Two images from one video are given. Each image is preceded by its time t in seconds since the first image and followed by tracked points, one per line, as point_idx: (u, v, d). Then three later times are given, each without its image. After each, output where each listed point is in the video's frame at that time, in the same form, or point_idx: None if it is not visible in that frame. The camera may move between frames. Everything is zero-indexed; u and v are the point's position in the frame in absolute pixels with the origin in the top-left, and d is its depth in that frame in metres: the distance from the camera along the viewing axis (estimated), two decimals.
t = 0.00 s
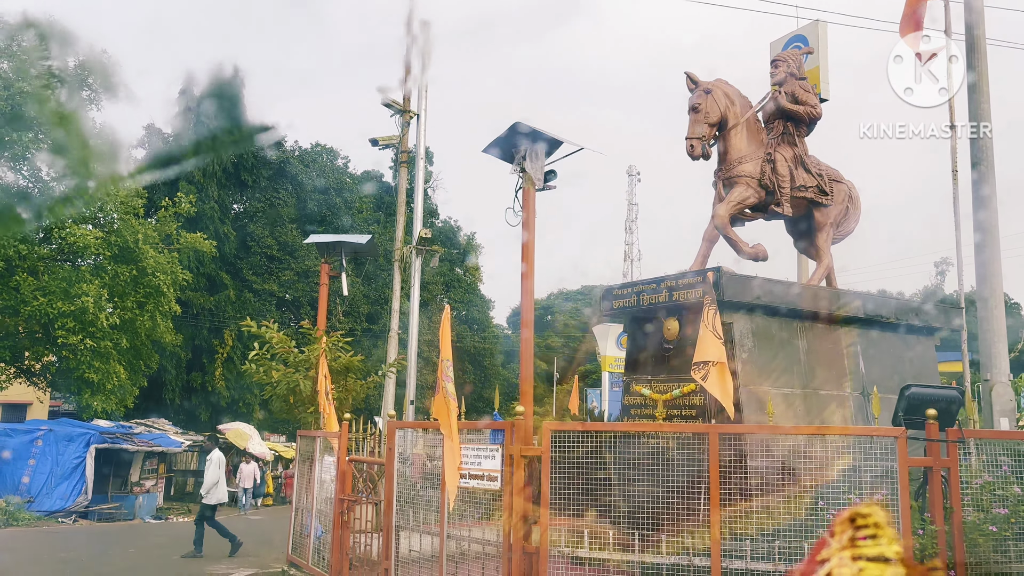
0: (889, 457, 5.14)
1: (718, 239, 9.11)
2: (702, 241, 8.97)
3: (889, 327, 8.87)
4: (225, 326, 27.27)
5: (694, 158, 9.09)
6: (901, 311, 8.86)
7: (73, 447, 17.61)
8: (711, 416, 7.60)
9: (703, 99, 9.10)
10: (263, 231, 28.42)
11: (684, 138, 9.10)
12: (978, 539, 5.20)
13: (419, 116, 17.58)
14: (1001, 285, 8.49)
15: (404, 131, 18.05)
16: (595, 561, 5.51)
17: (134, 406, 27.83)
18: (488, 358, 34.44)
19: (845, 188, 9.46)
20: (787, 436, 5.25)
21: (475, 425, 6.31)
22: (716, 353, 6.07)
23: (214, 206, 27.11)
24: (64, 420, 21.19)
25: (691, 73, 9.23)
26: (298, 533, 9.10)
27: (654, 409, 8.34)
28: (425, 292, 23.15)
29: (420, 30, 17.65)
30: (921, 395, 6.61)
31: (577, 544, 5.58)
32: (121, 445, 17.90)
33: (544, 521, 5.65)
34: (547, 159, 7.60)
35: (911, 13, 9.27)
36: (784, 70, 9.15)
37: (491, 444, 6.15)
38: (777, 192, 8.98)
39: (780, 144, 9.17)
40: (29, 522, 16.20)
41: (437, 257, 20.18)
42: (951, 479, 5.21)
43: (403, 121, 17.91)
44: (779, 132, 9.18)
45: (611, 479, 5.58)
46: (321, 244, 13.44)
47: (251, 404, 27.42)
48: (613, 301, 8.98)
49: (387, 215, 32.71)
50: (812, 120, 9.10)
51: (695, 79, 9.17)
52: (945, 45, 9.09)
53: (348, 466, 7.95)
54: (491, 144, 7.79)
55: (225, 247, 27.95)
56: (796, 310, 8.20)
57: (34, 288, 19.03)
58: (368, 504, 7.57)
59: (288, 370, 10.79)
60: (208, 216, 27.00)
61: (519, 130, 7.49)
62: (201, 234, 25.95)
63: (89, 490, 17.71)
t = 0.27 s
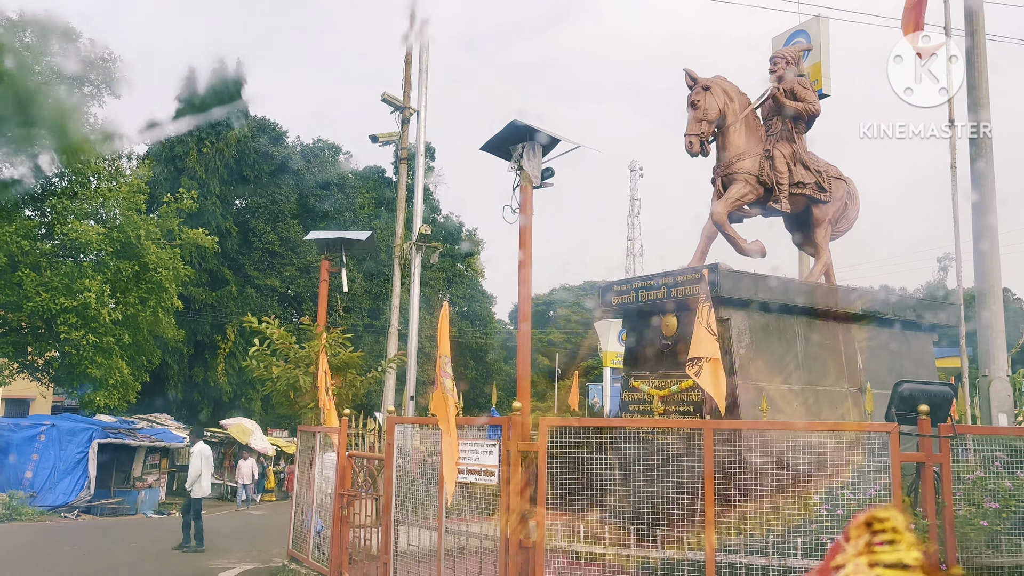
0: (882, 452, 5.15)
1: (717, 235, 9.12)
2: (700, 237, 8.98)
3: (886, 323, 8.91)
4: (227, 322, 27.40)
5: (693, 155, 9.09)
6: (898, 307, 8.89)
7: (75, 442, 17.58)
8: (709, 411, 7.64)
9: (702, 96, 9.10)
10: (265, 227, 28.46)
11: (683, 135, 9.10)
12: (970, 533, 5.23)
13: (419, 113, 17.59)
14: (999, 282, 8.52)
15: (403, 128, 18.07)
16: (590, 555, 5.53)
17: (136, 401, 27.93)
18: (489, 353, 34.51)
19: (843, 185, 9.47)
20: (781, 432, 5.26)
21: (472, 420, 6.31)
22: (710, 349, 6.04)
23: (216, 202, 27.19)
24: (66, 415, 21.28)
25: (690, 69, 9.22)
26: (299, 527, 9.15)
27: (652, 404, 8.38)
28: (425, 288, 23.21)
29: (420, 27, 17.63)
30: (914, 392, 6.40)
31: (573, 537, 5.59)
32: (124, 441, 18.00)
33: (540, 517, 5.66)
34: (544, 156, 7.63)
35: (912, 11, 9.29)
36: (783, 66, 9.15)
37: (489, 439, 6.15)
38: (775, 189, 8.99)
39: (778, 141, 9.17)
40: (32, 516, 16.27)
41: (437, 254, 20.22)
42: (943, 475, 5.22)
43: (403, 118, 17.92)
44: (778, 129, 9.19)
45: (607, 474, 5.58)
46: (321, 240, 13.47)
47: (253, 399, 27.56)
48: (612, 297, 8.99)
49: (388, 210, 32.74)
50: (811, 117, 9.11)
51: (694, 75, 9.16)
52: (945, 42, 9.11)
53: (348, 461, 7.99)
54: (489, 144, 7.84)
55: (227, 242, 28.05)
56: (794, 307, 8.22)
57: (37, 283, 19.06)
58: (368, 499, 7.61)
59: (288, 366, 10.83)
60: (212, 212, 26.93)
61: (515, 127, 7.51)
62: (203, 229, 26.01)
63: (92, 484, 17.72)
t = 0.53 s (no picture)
0: (874, 450, 5.24)
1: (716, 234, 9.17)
2: (699, 237, 9.03)
3: (885, 322, 8.94)
4: (232, 318, 27.60)
5: (692, 154, 9.14)
6: (897, 306, 8.93)
7: (83, 437, 17.80)
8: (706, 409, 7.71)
9: (702, 96, 9.15)
10: (270, 224, 28.60)
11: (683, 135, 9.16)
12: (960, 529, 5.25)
13: (421, 112, 17.67)
14: (996, 282, 8.56)
15: (406, 127, 18.15)
16: (587, 551, 5.60)
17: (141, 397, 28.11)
18: (493, 350, 34.60)
19: (843, 184, 9.51)
20: (776, 431, 5.31)
21: (471, 418, 6.40)
22: (704, 348, 5.98)
23: (222, 200, 27.34)
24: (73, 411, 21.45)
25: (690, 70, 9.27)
26: (302, 522, 9.25)
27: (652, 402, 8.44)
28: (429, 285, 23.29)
29: (422, 26, 17.69)
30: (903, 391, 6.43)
31: (569, 533, 5.66)
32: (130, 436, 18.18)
33: (537, 514, 5.72)
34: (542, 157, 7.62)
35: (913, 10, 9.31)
36: (783, 67, 9.19)
37: (487, 436, 6.24)
38: (774, 188, 9.03)
39: (777, 141, 9.21)
40: (40, 512, 16.41)
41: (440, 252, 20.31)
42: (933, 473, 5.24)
43: (405, 118, 18.00)
44: (777, 129, 9.23)
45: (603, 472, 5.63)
46: (324, 239, 13.57)
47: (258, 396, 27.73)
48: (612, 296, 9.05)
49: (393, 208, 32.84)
50: (810, 117, 9.15)
51: (694, 76, 9.21)
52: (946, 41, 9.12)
53: (350, 457, 8.09)
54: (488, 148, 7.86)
55: (232, 240, 28.20)
56: (793, 305, 8.27)
57: (44, 281, 19.18)
58: (371, 495, 7.71)
59: (291, 363, 10.93)
60: (216, 209, 27.29)
61: (513, 129, 7.56)
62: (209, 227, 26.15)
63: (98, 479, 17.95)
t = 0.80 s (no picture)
0: (864, 449, 5.36)
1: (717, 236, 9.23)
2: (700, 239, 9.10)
3: (884, 322, 8.99)
4: (240, 317, 27.82)
5: (693, 157, 9.21)
6: (896, 307, 8.99)
7: (92, 435, 18.07)
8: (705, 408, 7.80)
9: (702, 100, 9.22)
10: (277, 224, 28.74)
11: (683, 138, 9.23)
12: (948, 527, 5.38)
13: (426, 115, 17.77)
14: (996, 283, 8.61)
15: (412, 130, 18.26)
16: (584, 549, 5.66)
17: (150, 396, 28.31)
18: (499, 350, 34.66)
19: (843, 186, 9.57)
20: (770, 430, 5.42)
21: (471, 417, 6.49)
22: (701, 349, 6.02)
23: (230, 200, 27.54)
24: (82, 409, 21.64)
25: (691, 73, 9.34)
26: (307, 519, 9.36)
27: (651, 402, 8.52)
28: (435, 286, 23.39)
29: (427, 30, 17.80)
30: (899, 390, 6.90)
31: (566, 531, 5.73)
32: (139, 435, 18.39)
33: (536, 512, 5.79)
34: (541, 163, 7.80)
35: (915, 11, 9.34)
36: (783, 71, 9.28)
37: (487, 434, 6.32)
38: (774, 190, 9.11)
39: (777, 143, 9.29)
40: (49, 508, 16.57)
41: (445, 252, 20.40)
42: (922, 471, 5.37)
43: (411, 121, 18.11)
44: (777, 132, 9.31)
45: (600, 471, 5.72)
46: (330, 241, 13.69)
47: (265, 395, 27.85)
48: (613, 297, 9.14)
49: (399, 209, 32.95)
50: (810, 120, 9.22)
51: (695, 79, 9.28)
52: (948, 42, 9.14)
53: (355, 456, 8.19)
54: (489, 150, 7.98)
55: (240, 239, 28.37)
56: (792, 306, 8.34)
57: (54, 280, 19.37)
58: (376, 492, 7.82)
59: (297, 363, 11.05)
60: (224, 209, 27.52)
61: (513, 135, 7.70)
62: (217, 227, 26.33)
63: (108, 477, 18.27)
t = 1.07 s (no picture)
0: (861, 452, 5.46)
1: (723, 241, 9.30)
2: (706, 243, 9.17)
3: (889, 326, 9.04)
4: (253, 319, 28.08)
5: (699, 163, 9.27)
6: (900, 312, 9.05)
7: (106, 437, 18.30)
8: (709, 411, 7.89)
9: (708, 106, 9.27)
10: (290, 227, 28.95)
11: (690, 144, 9.29)
12: (944, 528, 5.56)
13: (436, 121, 17.91)
14: (1004, 287, 8.62)
15: (422, 136, 18.40)
16: (588, 547, 5.76)
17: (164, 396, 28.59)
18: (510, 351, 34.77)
19: (848, 190, 9.64)
20: (769, 433, 5.50)
21: (479, 419, 6.60)
22: (702, 353, 6.15)
23: (243, 202, 27.80)
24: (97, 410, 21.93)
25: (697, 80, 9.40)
26: (319, 519, 9.48)
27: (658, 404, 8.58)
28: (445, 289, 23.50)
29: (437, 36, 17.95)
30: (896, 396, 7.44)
31: (570, 530, 5.82)
32: (153, 435, 18.80)
33: (541, 513, 5.88)
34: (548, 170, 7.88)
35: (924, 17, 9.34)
36: (789, 76, 9.34)
37: (494, 436, 6.44)
38: (780, 196, 9.18)
39: (783, 149, 9.36)
40: (66, 508, 16.75)
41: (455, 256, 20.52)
42: (920, 473, 5.52)
43: (421, 126, 18.25)
44: (783, 137, 9.37)
45: (603, 472, 5.80)
46: (341, 245, 13.84)
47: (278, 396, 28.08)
48: (620, 301, 9.23)
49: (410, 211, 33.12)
50: (816, 125, 9.28)
51: (701, 86, 9.34)
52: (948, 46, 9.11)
53: (366, 456, 8.32)
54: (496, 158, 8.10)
55: (253, 242, 28.61)
56: (796, 311, 8.41)
57: (71, 283, 19.61)
58: (387, 492, 7.94)
59: (309, 365, 11.19)
60: (237, 212, 27.73)
61: (519, 144, 7.79)
62: (229, 229, 26.59)
63: (122, 477, 18.52)
